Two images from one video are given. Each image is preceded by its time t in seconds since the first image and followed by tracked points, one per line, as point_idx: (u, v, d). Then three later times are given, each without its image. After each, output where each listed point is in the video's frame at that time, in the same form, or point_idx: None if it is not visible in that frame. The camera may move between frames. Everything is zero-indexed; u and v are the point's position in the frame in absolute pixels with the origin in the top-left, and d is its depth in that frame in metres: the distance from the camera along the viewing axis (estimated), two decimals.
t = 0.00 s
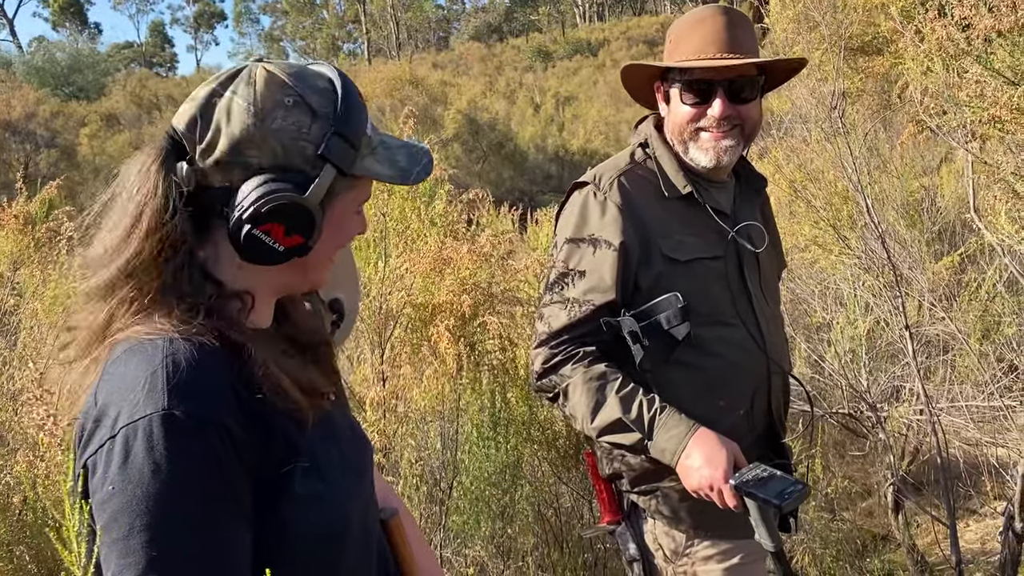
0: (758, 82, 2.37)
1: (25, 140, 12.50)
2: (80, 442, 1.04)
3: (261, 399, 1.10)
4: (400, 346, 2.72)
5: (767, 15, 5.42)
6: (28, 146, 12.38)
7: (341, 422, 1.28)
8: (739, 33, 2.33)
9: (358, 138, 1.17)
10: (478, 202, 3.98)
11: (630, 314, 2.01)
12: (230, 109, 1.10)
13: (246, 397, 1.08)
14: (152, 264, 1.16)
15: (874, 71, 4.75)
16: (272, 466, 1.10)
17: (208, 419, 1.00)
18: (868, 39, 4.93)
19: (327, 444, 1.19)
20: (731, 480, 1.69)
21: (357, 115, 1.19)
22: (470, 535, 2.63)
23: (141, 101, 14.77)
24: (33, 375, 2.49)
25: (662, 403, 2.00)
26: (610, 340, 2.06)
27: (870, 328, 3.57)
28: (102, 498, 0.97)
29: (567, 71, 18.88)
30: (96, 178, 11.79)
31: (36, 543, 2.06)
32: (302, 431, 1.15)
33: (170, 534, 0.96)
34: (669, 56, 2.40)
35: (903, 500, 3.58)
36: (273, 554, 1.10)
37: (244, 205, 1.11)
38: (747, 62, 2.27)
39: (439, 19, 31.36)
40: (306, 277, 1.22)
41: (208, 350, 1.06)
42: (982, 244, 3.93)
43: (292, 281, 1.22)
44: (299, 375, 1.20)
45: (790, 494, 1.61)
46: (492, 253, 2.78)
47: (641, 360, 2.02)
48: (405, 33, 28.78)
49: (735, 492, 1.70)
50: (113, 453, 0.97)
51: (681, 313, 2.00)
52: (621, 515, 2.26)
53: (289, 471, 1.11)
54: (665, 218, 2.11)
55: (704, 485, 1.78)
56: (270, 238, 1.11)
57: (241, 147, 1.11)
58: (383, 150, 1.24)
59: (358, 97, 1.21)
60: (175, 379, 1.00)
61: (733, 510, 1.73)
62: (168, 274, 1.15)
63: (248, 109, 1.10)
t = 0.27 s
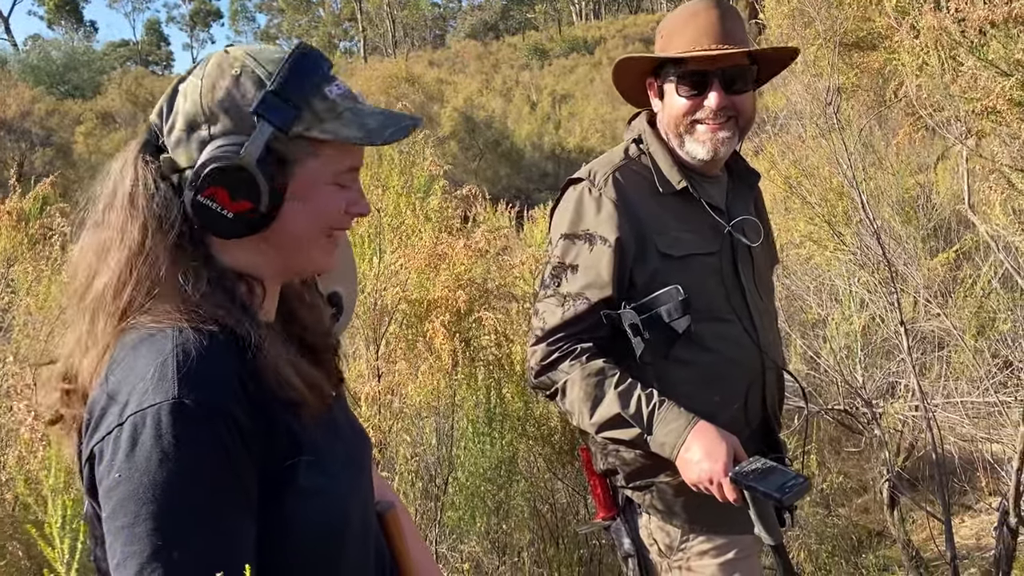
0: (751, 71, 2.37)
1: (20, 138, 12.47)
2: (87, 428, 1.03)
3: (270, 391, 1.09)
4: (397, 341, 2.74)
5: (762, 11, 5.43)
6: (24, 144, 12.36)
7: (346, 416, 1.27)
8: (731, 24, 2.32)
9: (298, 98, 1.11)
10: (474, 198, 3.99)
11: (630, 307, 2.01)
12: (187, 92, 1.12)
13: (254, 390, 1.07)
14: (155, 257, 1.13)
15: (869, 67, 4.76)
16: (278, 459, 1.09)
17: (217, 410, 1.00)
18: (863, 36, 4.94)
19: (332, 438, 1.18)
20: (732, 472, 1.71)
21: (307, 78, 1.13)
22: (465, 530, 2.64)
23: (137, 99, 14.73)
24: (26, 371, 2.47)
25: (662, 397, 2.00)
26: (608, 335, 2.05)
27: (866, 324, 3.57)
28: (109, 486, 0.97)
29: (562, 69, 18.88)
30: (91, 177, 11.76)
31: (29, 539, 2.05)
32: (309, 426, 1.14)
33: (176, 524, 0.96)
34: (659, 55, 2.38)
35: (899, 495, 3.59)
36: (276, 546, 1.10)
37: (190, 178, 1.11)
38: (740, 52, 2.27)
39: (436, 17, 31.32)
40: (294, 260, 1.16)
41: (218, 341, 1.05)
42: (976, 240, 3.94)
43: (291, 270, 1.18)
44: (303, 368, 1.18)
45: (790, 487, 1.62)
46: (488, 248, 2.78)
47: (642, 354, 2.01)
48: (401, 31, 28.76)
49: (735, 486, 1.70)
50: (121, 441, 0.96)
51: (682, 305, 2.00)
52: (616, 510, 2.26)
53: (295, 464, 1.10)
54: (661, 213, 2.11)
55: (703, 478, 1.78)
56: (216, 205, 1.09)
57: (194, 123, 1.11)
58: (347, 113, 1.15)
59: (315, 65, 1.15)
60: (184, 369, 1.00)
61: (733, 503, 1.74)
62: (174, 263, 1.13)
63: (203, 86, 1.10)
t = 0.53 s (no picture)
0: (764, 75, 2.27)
1: (17, 136, 12.43)
2: (80, 422, 1.02)
3: (260, 384, 1.10)
4: (394, 337, 2.74)
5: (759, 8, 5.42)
6: (20, 142, 12.32)
7: (335, 411, 1.28)
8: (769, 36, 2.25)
9: (195, 70, 1.15)
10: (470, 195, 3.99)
11: (623, 305, 2.00)
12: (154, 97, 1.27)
13: (245, 383, 1.07)
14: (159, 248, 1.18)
15: (866, 64, 4.76)
16: (271, 452, 1.09)
17: (210, 401, 1.00)
18: (860, 33, 4.94)
19: (323, 431, 1.18)
20: (725, 470, 1.70)
21: (212, 50, 1.16)
22: (461, 528, 2.62)
23: (134, 97, 14.68)
24: (21, 367, 2.46)
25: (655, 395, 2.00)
26: (600, 334, 2.05)
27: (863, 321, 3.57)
28: (103, 478, 0.95)
29: (560, 67, 18.87)
30: (88, 175, 11.73)
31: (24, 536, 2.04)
32: (300, 419, 1.15)
33: (172, 515, 0.95)
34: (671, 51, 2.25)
35: (896, 492, 3.59)
36: (271, 540, 1.09)
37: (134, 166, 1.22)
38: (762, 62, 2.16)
39: (434, 15, 31.26)
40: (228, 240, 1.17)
41: (208, 330, 1.07)
42: (974, 237, 3.94)
43: (242, 253, 1.19)
44: (293, 353, 1.20)
45: (783, 484, 1.61)
46: (485, 244, 2.78)
47: (635, 352, 1.99)
48: (399, 29, 28.72)
49: (728, 484, 1.70)
50: (115, 433, 0.95)
51: (674, 303, 1.99)
52: (610, 508, 2.27)
53: (288, 457, 1.10)
54: (648, 212, 2.10)
55: (697, 477, 1.78)
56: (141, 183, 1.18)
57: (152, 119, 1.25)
58: (241, 71, 1.14)
59: (227, 38, 1.18)
60: (177, 361, 0.99)
61: (727, 501, 1.73)
62: (169, 257, 1.16)
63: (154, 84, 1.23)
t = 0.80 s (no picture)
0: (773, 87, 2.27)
1: (16, 135, 12.41)
2: (71, 424, 1.02)
3: (250, 384, 1.10)
4: (394, 337, 2.74)
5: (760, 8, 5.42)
6: (20, 141, 12.31)
7: (330, 411, 1.28)
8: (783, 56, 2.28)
9: (181, 71, 1.16)
10: (471, 195, 3.99)
11: (616, 310, 2.01)
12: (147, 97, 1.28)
13: (235, 383, 1.08)
14: (153, 251, 1.19)
15: (867, 64, 4.75)
16: (262, 452, 1.09)
17: (198, 401, 1.00)
18: (860, 33, 4.94)
19: (315, 431, 1.19)
20: (721, 475, 1.73)
21: (197, 52, 1.16)
22: (460, 526, 2.65)
23: (133, 96, 14.67)
24: (21, 367, 2.46)
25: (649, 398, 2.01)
26: (594, 338, 2.06)
27: (863, 321, 3.57)
28: (92, 479, 0.96)
29: (559, 66, 18.87)
30: (88, 174, 11.72)
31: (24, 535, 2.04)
32: (290, 418, 1.15)
33: (160, 515, 0.95)
34: (691, 48, 2.20)
35: (896, 492, 3.60)
36: (263, 540, 1.10)
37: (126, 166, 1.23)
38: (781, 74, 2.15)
39: (433, 14, 31.22)
40: (217, 240, 1.17)
41: (198, 331, 1.07)
42: (973, 237, 3.94)
43: (233, 253, 1.20)
44: (286, 355, 1.20)
45: (778, 492, 1.63)
46: (485, 244, 2.78)
47: (628, 357, 2.02)
48: (398, 27, 28.71)
49: (726, 489, 1.73)
50: (103, 434, 0.96)
51: (667, 308, 2.00)
52: (606, 510, 2.26)
53: (279, 457, 1.11)
54: (644, 214, 2.10)
55: (692, 482, 1.77)
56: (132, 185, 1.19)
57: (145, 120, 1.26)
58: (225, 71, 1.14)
59: (215, 38, 1.18)
60: (165, 362, 1.00)
61: (724, 506, 1.76)
62: (161, 259, 1.17)
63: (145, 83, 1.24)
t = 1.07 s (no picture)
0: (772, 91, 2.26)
1: (17, 135, 12.41)
2: (68, 426, 1.02)
3: (246, 387, 1.10)
4: (394, 338, 2.74)
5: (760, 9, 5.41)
6: (20, 141, 12.30)
7: (328, 413, 1.27)
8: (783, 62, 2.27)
9: (177, 72, 1.15)
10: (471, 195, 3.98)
11: (624, 309, 2.02)
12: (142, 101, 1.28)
13: (232, 386, 1.07)
14: (150, 253, 1.19)
15: (867, 65, 4.75)
16: (258, 455, 1.09)
17: (194, 405, 0.99)
18: (861, 34, 4.94)
19: (312, 434, 1.18)
20: (728, 479, 1.74)
21: (192, 53, 1.16)
22: (459, 529, 2.64)
23: (133, 95, 14.66)
24: (19, 367, 2.44)
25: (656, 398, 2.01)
26: (599, 336, 2.06)
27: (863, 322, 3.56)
28: (88, 483, 0.95)
29: (560, 66, 18.87)
30: (88, 173, 11.71)
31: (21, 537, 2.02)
32: (287, 421, 1.15)
33: (156, 520, 0.95)
34: (690, 52, 2.19)
35: (896, 493, 3.59)
36: (259, 543, 1.09)
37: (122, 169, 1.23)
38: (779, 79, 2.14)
39: (434, 14, 31.21)
40: (215, 241, 1.17)
41: (195, 334, 1.06)
42: (974, 238, 3.93)
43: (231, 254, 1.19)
44: (284, 358, 1.20)
45: (785, 496, 1.66)
46: (485, 244, 2.78)
47: (636, 357, 2.02)
48: (399, 28, 28.71)
49: (733, 492, 1.75)
50: (99, 438, 0.95)
51: (676, 307, 2.01)
52: (603, 513, 2.28)
53: (276, 461, 1.10)
54: (647, 213, 2.09)
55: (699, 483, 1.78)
56: (128, 187, 1.19)
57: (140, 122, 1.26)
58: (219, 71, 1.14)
59: (210, 39, 1.18)
60: (161, 365, 0.99)
61: (730, 507, 1.77)
62: (159, 262, 1.16)
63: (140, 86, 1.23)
